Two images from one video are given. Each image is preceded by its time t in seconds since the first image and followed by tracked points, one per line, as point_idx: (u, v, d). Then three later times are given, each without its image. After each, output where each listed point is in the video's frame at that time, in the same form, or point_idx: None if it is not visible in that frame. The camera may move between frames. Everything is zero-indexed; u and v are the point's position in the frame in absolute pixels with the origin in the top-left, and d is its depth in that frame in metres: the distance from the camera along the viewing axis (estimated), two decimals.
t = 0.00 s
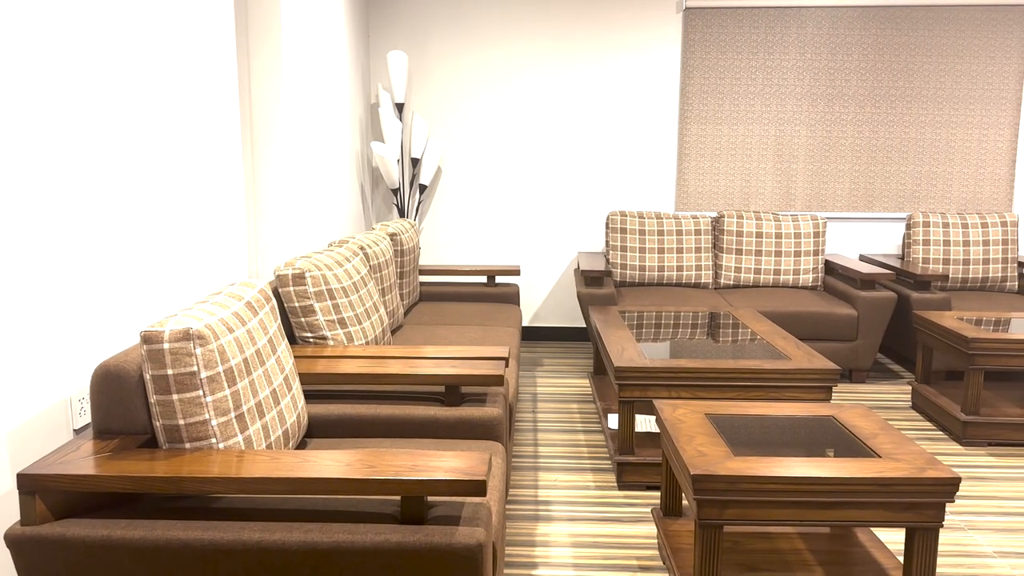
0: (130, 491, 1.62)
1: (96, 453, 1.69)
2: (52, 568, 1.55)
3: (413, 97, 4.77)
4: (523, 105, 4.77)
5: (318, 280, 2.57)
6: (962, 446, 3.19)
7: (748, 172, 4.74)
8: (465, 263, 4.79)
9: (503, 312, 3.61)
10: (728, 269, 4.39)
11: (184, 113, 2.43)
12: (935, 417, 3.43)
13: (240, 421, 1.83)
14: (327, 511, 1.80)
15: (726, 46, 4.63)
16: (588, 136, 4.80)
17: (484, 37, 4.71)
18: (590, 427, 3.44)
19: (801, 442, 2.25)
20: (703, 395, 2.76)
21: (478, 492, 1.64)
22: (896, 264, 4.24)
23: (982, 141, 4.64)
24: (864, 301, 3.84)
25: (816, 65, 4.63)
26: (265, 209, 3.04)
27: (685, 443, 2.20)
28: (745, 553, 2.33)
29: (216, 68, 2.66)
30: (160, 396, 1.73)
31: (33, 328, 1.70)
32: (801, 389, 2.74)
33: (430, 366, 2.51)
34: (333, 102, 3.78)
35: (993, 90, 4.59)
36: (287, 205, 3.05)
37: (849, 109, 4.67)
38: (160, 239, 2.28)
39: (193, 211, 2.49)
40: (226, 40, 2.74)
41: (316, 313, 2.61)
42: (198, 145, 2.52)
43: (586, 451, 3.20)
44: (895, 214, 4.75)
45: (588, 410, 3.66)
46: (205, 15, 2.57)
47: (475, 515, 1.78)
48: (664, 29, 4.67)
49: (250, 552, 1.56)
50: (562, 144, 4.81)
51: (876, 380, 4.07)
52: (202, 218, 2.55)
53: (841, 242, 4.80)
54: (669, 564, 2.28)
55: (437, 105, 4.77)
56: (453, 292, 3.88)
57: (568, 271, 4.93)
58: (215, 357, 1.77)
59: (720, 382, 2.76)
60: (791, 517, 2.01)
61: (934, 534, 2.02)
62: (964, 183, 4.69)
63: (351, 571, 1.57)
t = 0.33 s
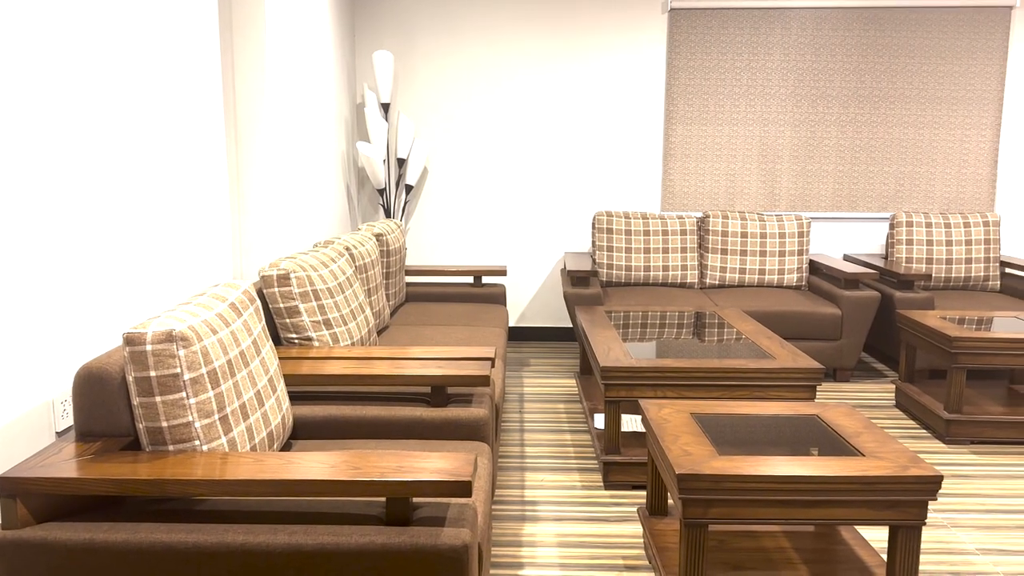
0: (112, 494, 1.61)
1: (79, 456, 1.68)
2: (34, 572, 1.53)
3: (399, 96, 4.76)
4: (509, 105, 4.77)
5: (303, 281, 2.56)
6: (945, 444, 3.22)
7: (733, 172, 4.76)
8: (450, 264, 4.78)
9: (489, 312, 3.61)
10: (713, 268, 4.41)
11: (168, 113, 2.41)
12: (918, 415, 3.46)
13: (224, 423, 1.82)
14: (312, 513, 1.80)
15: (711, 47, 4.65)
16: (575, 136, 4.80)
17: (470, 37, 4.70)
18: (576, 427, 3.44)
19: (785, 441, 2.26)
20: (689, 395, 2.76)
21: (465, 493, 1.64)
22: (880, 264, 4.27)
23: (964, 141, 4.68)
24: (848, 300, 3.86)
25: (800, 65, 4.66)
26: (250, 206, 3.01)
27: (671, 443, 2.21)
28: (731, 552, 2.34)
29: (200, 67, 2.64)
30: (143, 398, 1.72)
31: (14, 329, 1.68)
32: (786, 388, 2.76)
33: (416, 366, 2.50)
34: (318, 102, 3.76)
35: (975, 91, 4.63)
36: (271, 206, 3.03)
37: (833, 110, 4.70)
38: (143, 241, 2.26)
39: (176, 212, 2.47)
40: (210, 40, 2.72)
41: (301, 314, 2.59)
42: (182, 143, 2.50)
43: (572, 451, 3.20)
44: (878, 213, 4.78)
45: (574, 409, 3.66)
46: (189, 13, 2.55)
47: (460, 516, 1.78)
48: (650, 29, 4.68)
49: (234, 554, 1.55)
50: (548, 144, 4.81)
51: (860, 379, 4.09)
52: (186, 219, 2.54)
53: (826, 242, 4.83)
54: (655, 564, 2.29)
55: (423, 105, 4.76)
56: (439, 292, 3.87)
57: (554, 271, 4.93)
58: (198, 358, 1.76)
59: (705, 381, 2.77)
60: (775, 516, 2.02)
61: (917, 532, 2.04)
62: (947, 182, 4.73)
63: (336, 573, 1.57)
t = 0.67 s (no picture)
0: (89, 498, 1.59)
1: (55, 459, 1.66)
2: None
3: (380, 96, 4.74)
4: (491, 106, 4.76)
5: (282, 282, 2.54)
6: (923, 442, 3.25)
7: (713, 173, 4.79)
8: (430, 264, 4.77)
9: (471, 313, 3.60)
10: (694, 269, 4.43)
11: (146, 113, 2.39)
12: (896, 413, 3.49)
13: (202, 425, 1.80)
14: (291, 516, 1.79)
15: (691, 48, 4.67)
16: (556, 136, 4.81)
17: (451, 37, 4.70)
18: (558, 427, 3.45)
19: (765, 440, 2.28)
20: (670, 394, 2.77)
21: (445, 495, 1.64)
22: (859, 263, 4.31)
23: (941, 142, 4.73)
24: (827, 299, 3.89)
25: (780, 66, 4.69)
26: (227, 207, 2.99)
27: (652, 442, 2.22)
28: (711, 550, 2.36)
29: (178, 67, 2.62)
30: (120, 400, 1.70)
31: None
32: (766, 387, 2.77)
33: (396, 368, 2.49)
34: (298, 102, 3.74)
35: (952, 92, 4.68)
36: (250, 207, 3.00)
37: (812, 111, 4.73)
38: (120, 242, 2.23)
39: (154, 213, 2.45)
40: (188, 39, 2.70)
41: (280, 315, 2.57)
42: (161, 144, 2.49)
43: (554, 451, 3.21)
44: (856, 213, 4.83)
45: (556, 410, 3.66)
46: (167, 12, 2.53)
47: (440, 519, 1.78)
48: (630, 30, 4.69)
49: (212, 558, 1.53)
50: (530, 144, 4.81)
51: (840, 378, 4.12)
52: (163, 221, 2.51)
53: (805, 242, 4.86)
54: (636, 563, 2.30)
55: (404, 106, 4.75)
56: (420, 293, 3.86)
57: (536, 271, 4.93)
58: (176, 361, 1.74)
59: (686, 381, 2.78)
60: (755, 514, 2.03)
61: (895, 529, 2.06)
62: (924, 183, 4.78)
63: None
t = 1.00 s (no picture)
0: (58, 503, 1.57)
1: (23, 464, 1.63)
2: None
3: (355, 97, 4.72)
4: (467, 106, 4.76)
5: (256, 283, 2.52)
6: (895, 439, 3.29)
7: (688, 174, 4.82)
8: (405, 265, 4.76)
9: (448, 314, 3.59)
10: (670, 269, 4.45)
11: (117, 114, 2.36)
12: (869, 412, 3.53)
13: (173, 429, 1.78)
14: (264, 520, 1.77)
15: (666, 50, 4.69)
16: (532, 137, 4.81)
17: (427, 37, 4.69)
18: (535, 428, 3.45)
19: (740, 439, 2.29)
20: (646, 394, 2.78)
21: (420, 496, 1.63)
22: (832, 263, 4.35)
23: (912, 143, 4.80)
24: (800, 299, 3.92)
25: (753, 68, 4.72)
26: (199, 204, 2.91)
27: (627, 442, 2.22)
28: (687, 549, 2.37)
29: (150, 66, 2.60)
30: (89, 404, 1.68)
31: None
32: (741, 386, 2.79)
33: (372, 369, 2.48)
34: (273, 102, 3.72)
35: (923, 94, 4.75)
36: (223, 209, 2.97)
37: (785, 112, 4.77)
38: (90, 243, 2.20)
39: (125, 214, 2.42)
40: (159, 38, 2.67)
41: (254, 317, 2.55)
42: (132, 144, 2.46)
43: (531, 451, 3.21)
44: (829, 214, 4.87)
45: (533, 410, 3.66)
46: (139, 12, 2.50)
47: (415, 521, 1.78)
48: (606, 31, 4.71)
49: (183, 563, 1.51)
50: (506, 145, 4.81)
51: (814, 377, 4.16)
52: (135, 222, 2.48)
53: (780, 242, 4.91)
54: (612, 562, 2.31)
55: (380, 106, 4.73)
56: (396, 294, 3.84)
57: (512, 272, 4.93)
58: (146, 364, 1.72)
59: (661, 381, 2.79)
60: (729, 513, 2.04)
61: (866, 526, 2.09)
62: (896, 183, 4.84)
63: None
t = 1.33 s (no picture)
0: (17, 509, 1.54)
1: None
2: None
3: (324, 96, 4.69)
4: (438, 107, 4.75)
5: (222, 285, 2.49)
6: (862, 437, 3.33)
7: (659, 175, 4.85)
8: (375, 266, 4.73)
9: (419, 315, 3.58)
10: (641, 269, 4.47)
11: (80, 114, 2.33)
12: (836, 410, 3.57)
13: (138, 433, 1.75)
14: (229, 525, 1.75)
15: (636, 51, 4.71)
16: (498, 138, 4.81)
17: (397, 38, 4.67)
18: (507, 429, 3.45)
19: (709, 439, 2.31)
20: (616, 394, 2.79)
21: (386, 499, 1.62)
22: (800, 263, 4.40)
23: (878, 144, 4.86)
24: (769, 299, 3.96)
25: (722, 70, 4.76)
26: (166, 214, 2.92)
27: (597, 442, 2.23)
28: (656, 548, 2.38)
29: (116, 67, 2.56)
30: (51, 408, 1.64)
31: None
32: (711, 385, 2.81)
33: (341, 371, 2.46)
34: (241, 102, 3.68)
35: (888, 95, 4.82)
36: (190, 210, 2.94)
37: (753, 114, 4.82)
38: (53, 246, 2.16)
39: (89, 216, 2.38)
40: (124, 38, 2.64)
41: (221, 319, 2.52)
42: (97, 146, 2.42)
43: (503, 452, 3.20)
44: (797, 214, 4.93)
45: (505, 411, 3.66)
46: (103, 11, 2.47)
47: (383, 523, 1.79)
48: (577, 32, 4.73)
49: (146, 569, 1.49)
50: (477, 146, 4.81)
51: (783, 375, 4.21)
52: (100, 224, 2.45)
53: (749, 242, 4.95)
54: (582, 562, 2.32)
55: (349, 106, 4.70)
56: (367, 295, 3.82)
57: (484, 274, 4.93)
58: (110, 367, 1.69)
59: (632, 381, 2.80)
60: (698, 512, 2.06)
61: (833, 523, 2.11)
62: (862, 184, 4.91)
63: None
